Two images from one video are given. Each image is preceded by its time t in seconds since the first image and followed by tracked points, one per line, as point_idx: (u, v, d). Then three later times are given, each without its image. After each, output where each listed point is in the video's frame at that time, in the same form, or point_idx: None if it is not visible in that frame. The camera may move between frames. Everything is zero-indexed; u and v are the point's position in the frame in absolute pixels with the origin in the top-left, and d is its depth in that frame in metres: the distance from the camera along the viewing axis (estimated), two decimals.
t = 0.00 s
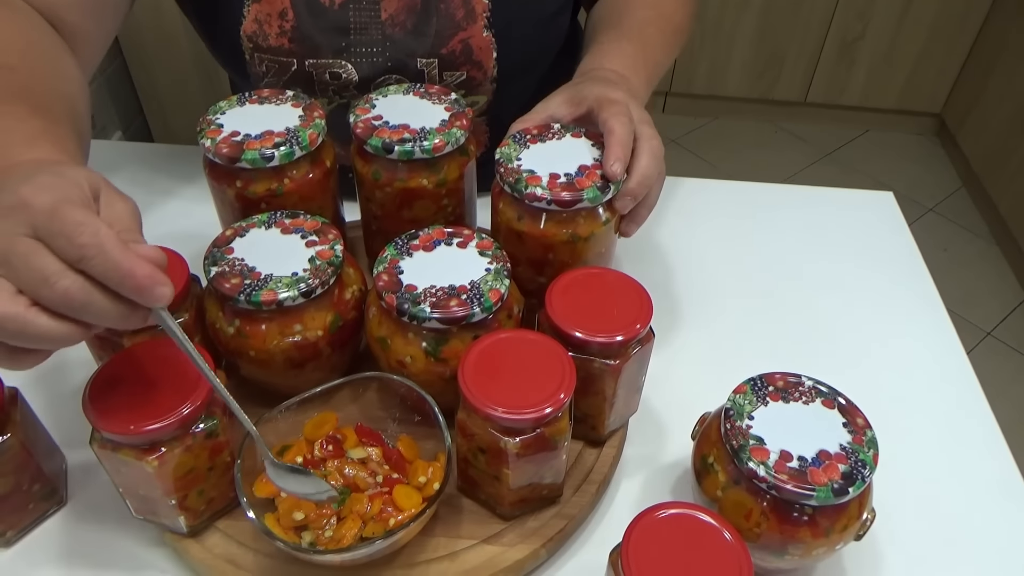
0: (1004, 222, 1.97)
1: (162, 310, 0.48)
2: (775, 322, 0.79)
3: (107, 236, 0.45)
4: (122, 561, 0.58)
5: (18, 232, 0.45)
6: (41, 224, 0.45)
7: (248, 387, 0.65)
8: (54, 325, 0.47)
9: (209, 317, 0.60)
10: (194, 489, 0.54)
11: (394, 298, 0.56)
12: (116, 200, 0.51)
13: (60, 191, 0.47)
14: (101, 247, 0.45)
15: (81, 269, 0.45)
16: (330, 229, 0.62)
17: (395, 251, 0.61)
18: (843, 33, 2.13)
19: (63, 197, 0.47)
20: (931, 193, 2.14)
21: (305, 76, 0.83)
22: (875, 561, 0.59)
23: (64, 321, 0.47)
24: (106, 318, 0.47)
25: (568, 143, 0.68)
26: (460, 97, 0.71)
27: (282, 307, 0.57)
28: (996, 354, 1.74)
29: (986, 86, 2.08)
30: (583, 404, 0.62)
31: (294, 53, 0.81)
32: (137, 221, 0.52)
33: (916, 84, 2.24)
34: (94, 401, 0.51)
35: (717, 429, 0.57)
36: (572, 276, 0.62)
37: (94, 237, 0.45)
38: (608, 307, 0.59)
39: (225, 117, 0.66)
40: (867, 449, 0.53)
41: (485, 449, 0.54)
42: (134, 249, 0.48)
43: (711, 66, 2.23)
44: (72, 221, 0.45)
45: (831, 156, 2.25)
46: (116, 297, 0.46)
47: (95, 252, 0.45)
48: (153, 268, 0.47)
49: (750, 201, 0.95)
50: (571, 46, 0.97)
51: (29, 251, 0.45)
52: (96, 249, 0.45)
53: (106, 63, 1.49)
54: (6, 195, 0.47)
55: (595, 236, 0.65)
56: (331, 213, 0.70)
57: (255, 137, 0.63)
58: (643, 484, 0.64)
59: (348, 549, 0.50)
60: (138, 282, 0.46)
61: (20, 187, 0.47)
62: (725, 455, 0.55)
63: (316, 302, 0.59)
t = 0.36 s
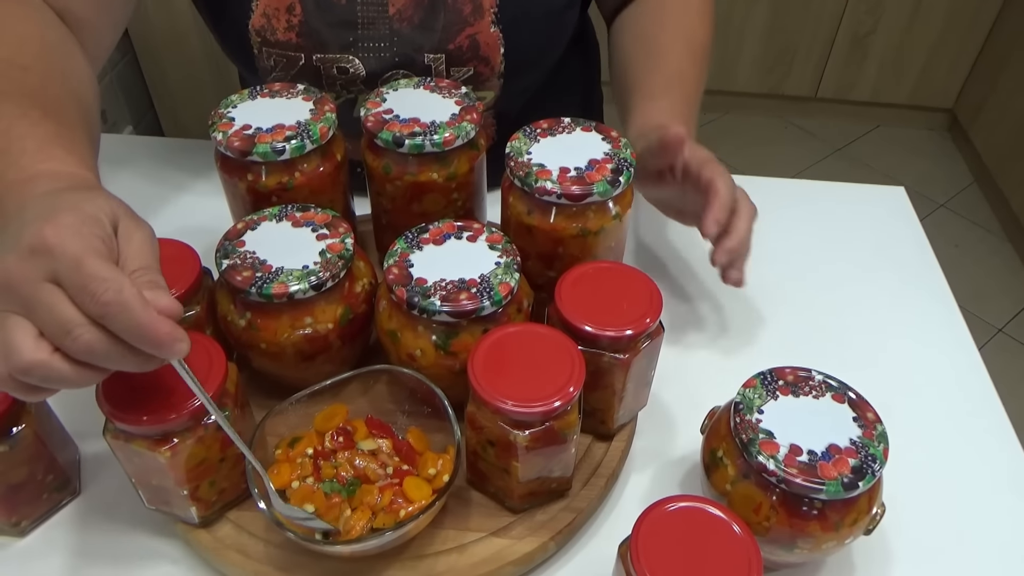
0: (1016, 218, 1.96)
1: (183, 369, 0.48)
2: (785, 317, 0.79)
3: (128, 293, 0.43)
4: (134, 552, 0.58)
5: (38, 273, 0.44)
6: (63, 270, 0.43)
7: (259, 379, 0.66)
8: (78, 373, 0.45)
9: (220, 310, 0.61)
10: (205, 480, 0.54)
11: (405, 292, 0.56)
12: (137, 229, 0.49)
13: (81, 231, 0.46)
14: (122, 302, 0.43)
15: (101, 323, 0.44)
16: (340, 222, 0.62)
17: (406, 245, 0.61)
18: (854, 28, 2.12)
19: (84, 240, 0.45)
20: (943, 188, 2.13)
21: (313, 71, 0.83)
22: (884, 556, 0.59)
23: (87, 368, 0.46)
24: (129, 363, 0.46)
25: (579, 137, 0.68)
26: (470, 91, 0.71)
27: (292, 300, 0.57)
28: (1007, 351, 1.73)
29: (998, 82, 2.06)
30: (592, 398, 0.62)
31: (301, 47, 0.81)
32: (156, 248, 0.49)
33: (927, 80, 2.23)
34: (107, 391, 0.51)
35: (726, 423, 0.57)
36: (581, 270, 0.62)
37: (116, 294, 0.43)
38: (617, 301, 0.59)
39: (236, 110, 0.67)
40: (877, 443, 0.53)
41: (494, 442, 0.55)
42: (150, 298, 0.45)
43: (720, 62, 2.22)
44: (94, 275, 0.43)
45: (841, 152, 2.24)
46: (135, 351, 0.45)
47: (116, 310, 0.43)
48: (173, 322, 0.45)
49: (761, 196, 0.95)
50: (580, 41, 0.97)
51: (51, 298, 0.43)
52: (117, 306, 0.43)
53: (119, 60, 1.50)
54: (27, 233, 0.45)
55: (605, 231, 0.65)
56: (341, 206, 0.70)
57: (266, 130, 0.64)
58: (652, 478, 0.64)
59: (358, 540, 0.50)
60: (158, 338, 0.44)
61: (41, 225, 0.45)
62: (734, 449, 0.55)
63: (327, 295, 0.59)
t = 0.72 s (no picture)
0: None
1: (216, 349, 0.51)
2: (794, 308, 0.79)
3: (177, 257, 0.44)
4: (146, 542, 0.58)
5: (89, 231, 0.45)
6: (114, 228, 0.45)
7: (269, 371, 0.66)
8: (126, 333, 0.47)
9: (230, 302, 0.61)
10: (218, 471, 0.55)
11: (415, 283, 0.56)
12: (183, 196, 0.51)
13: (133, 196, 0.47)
14: (168, 264, 0.44)
15: (147, 285, 0.45)
16: (350, 214, 0.63)
17: (416, 237, 0.61)
18: (861, 20, 2.11)
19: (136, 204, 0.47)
20: (950, 181, 2.12)
21: (324, 68, 0.83)
22: (895, 547, 0.59)
23: (134, 329, 0.47)
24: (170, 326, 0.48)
25: (588, 129, 0.68)
26: (479, 84, 0.71)
27: (303, 292, 0.57)
28: (1015, 344, 1.73)
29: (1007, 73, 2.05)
30: (602, 389, 0.62)
31: (312, 44, 0.81)
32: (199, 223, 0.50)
33: (936, 72, 2.21)
34: (119, 384, 0.51)
35: (737, 414, 0.57)
36: (592, 263, 0.62)
37: (165, 256, 0.44)
38: (629, 292, 0.59)
39: (245, 103, 0.67)
40: (889, 434, 0.53)
41: (505, 433, 0.55)
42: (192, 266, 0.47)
43: (727, 55, 2.22)
44: (144, 237, 0.44)
45: (848, 145, 2.23)
46: (176, 314, 0.46)
47: (163, 271, 0.44)
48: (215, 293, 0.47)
49: (769, 188, 0.95)
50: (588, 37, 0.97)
51: (98, 255, 0.45)
52: (163, 266, 0.44)
53: (126, 55, 1.51)
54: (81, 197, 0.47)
55: (615, 223, 0.64)
56: (350, 199, 0.70)
57: (276, 123, 0.64)
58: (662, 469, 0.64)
59: (371, 531, 0.51)
60: (197, 304, 0.45)
61: (98, 185, 0.48)
62: (745, 440, 0.55)
63: (337, 287, 0.59)
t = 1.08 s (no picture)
0: None
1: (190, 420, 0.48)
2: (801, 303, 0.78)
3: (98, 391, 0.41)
4: (153, 539, 0.58)
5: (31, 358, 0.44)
6: (42, 360, 0.43)
7: (276, 367, 0.66)
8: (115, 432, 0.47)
9: (235, 298, 0.61)
10: (224, 467, 0.54)
11: (421, 278, 0.56)
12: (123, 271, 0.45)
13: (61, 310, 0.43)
14: (96, 402, 0.42)
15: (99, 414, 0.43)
16: (355, 209, 0.62)
17: (421, 232, 0.61)
18: (867, 13, 2.09)
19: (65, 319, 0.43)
20: (956, 174, 2.11)
21: (331, 63, 0.82)
22: (904, 543, 0.59)
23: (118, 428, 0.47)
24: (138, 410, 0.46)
25: (594, 122, 0.67)
26: (484, 77, 0.71)
27: (308, 288, 0.57)
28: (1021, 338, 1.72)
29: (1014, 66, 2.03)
30: (609, 384, 0.61)
31: (319, 38, 0.80)
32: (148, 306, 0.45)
33: (942, 65, 2.20)
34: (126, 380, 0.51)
35: (745, 409, 0.56)
36: (599, 256, 0.61)
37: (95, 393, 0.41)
38: (637, 286, 0.59)
39: (250, 98, 0.67)
40: (898, 428, 0.52)
41: (512, 429, 0.54)
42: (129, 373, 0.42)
43: (732, 49, 2.20)
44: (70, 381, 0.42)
45: (854, 138, 2.22)
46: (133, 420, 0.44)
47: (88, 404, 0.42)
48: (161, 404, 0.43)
49: (776, 181, 0.94)
50: (594, 28, 0.96)
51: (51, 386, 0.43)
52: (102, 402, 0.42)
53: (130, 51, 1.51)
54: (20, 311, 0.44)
55: (621, 217, 0.64)
56: (355, 194, 0.70)
57: (280, 118, 0.63)
58: (669, 464, 0.64)
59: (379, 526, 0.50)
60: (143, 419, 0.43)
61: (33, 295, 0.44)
62: (753, 435, 0.55)
63: (343, 282, 0.59)
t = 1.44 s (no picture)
0: None
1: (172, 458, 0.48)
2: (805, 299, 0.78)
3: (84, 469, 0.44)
4: (156, 537, 0.58)
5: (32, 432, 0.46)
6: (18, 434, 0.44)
7: (278, 365, 0.66)
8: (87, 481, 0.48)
9: (238, 295, 0.61)
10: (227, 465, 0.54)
11: (423, 276, 0.56)
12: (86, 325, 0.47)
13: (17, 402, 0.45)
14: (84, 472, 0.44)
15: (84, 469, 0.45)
16: (357, 206, 0.62)
17: (424, 229, 0.61)
18: (872, 6, 2.08)
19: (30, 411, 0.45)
20: (961, 168, 2.10)
21: (336, 58, 0.82)
22: (909, 540, 0.59)
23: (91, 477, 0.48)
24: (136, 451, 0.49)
25: (597, 118, 0.67)
26: (486, 73, 0.70)
27: (310, 285, 0.57)
28: None
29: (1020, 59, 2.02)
30: (612, 381, 0.61)
31: (324, 33, 0.80)
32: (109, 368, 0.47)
33: (948, 58, 2.18)
34: (129, 380, 0.51)
35: (749, 406, 0.56)
36: (603, 253, 0.61)
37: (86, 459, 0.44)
38: (640, 282, 0.58)
39: (252, 95, 0.66)
40: (904, 426, 0.52)
41: (515, 426, 0.54)
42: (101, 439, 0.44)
43: (736, 43, 2.19)
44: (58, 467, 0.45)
45: (859, 133, 2.21)
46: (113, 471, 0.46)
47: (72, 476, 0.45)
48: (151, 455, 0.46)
49: (780, 176, 0.94)
50: (595, 21, 0.96)
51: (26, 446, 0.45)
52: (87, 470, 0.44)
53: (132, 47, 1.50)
54: None
55: (625, 213, 0.64)
56: (357, 190, 0.70)
57: (282, 114, 0.63)
58: (673, 461, 0.64)
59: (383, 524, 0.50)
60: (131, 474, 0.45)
61: None
62: (757, 433, 0.54)
63: (345, 280, 0.59)
